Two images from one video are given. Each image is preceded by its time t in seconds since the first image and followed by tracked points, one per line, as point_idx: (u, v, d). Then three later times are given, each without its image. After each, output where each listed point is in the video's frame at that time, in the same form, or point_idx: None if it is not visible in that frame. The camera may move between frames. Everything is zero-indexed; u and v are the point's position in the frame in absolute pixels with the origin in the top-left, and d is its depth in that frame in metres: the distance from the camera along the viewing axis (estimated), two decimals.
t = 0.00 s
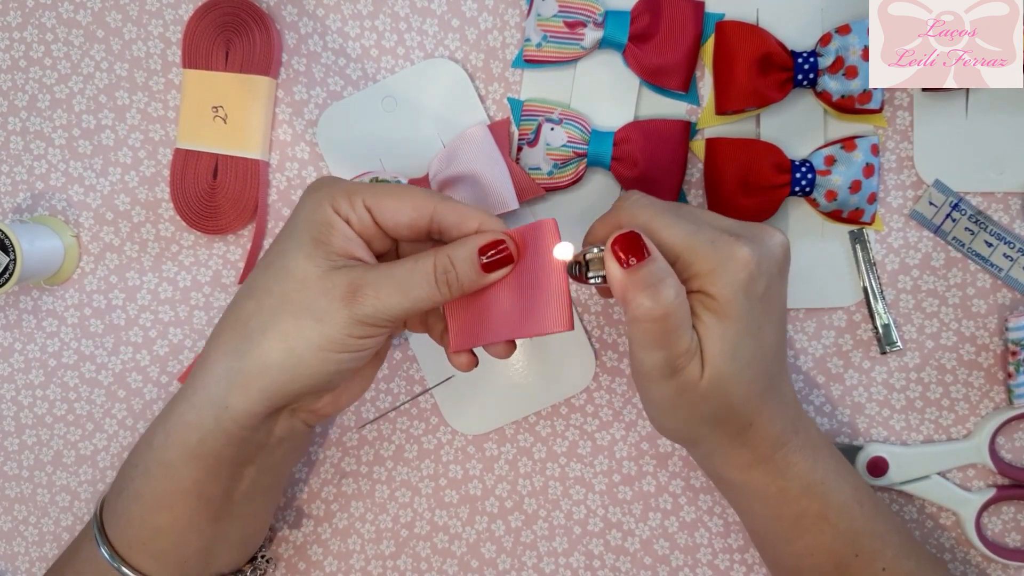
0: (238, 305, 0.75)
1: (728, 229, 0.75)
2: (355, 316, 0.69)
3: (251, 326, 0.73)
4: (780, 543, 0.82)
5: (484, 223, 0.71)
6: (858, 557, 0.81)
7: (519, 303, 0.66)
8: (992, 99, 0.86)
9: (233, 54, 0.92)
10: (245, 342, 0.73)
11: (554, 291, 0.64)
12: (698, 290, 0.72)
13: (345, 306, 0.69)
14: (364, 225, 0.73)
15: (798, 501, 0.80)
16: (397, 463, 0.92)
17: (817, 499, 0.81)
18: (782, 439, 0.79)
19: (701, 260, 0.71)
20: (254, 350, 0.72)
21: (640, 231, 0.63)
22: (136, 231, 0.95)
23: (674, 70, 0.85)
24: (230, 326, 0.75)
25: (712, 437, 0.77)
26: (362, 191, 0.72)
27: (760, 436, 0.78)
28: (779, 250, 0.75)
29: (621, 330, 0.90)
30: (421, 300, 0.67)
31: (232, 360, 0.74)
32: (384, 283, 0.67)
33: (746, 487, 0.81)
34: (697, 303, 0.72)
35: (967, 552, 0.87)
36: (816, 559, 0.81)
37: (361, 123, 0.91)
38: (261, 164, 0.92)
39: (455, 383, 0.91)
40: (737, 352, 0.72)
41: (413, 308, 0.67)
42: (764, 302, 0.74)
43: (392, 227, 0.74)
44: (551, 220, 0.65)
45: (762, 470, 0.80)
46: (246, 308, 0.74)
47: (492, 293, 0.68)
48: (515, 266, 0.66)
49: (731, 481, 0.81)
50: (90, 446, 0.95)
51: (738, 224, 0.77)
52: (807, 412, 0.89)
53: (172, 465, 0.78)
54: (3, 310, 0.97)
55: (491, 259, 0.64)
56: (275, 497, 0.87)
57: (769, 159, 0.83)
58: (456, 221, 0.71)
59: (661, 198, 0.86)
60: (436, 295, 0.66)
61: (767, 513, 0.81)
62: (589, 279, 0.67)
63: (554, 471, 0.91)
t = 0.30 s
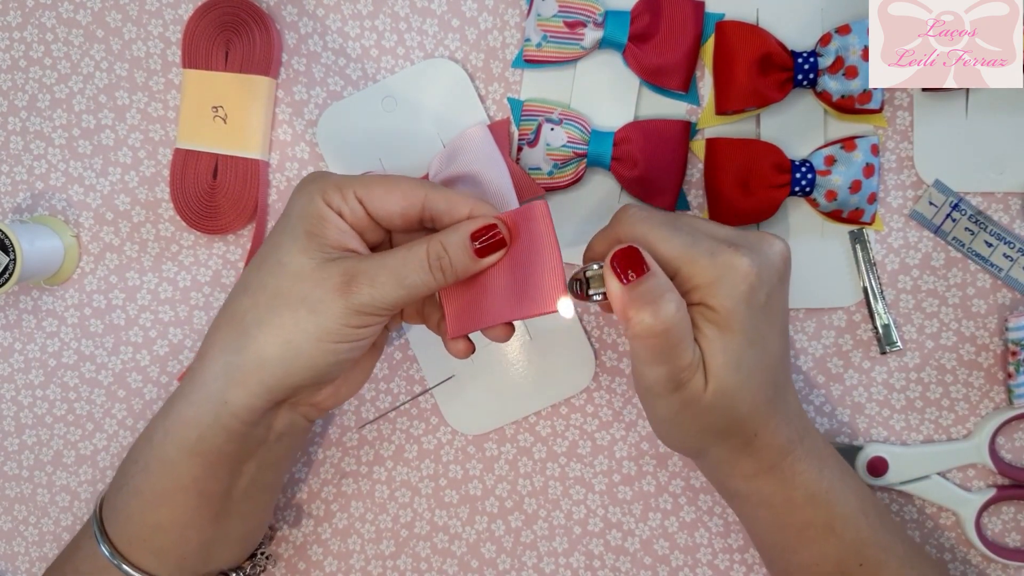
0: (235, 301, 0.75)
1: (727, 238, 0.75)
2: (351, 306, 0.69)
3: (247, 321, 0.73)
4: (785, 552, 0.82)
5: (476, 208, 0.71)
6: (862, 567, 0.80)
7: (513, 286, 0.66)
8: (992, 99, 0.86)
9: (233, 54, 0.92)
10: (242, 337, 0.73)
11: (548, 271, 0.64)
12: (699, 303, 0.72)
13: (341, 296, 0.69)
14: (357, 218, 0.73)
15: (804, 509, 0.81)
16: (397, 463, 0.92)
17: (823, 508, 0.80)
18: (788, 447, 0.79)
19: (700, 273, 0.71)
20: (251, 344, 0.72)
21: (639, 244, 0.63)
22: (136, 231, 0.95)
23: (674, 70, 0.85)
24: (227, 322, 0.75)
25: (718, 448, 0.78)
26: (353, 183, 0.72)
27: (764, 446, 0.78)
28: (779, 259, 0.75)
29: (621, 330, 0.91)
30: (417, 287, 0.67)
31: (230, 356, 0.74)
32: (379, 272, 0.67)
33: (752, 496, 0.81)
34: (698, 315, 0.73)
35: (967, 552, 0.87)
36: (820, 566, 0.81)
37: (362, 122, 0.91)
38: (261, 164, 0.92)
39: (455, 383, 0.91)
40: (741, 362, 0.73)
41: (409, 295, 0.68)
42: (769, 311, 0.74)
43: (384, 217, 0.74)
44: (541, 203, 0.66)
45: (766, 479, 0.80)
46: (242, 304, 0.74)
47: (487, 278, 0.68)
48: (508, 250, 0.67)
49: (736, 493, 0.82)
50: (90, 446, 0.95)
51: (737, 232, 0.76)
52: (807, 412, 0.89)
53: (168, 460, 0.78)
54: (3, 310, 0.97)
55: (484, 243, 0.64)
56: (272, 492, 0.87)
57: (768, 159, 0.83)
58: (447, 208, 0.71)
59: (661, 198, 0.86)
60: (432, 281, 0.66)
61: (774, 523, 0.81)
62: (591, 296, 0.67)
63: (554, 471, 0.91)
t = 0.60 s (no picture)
0: (245, 323, 0.75)
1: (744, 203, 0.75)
2: (369, 327, 0.70)
3: (262, 343, 0.73)
4: (780, 532, 0.81)
5: (486, 220, 0.70)
6: (854, 547, 0.80)
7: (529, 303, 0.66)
8: (992, 99, 0.86)
9: (233, 54, 0.92)
10: (259, 360, 0.73)
11: (563, 286, 0.65)
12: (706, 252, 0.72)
13: (357, 317, 0.69)
14: (364, 233, 0.73)
15: (798, 487, 0.80)
16: (397, 463, 0.92)
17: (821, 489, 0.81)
18: (783, 423, 0.80)
19: (718, 222, 0.71)
20: (269, 366, 0.73)
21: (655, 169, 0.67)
22: (136, 231, 0.95)
23: (674, 70, 0.85)
24: (239, 343, 0.75)
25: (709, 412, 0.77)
26: (359, 198, 0.72)
27: (757, 416, 0.78)
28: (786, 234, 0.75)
29: (621, 330, 0.90)
30: (433, 305, 0.67)
31: (243, 380, 0.74)
32: (392, 291, 0.68)
33: (745, 472, 0.80)
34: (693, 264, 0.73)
35: (967, 552, 0.87)
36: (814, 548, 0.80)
37: (361, 123, 0.91)
38: (261, 164, 0.92)
39: (455, 384, 0.91)
40: (738, 323, 0.73)
41: (425, 313, 0.68)
42: (771, 275, 0.75)
43: (392, 231, 0.74)
44: (555, 218, 0.64)
45: (759, 454, 0.80)
46: (255, 326, 0.74)
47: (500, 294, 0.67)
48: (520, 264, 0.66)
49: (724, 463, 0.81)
50: (90, 446, 0.95)
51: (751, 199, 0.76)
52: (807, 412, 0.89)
53: (179, 468, 0.77)
54: (3, 309, 0.97)
55: (498, 260, 0.63)
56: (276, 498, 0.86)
57: (768, 159, 0.83)
58: (457, 221, 0.71)
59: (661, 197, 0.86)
60: (444, 300, 0.66)
61: (767, 502, 0.81)
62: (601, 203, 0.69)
63: (554, 471, 0.91)
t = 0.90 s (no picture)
0: (276, 360, 0.73)
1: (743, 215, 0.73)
2: (409, 338, 0.70)
3: (303, 375, 0.72)
4: (783, 544, 0.76)
5: (486, 205, 0.71)
6: (863, 549, 0.77)
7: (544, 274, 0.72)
8: (991, 99, 0.86)
9: (233, 54, 0.92)
10: (302, 395, 0.72)
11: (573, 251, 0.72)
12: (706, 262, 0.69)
13: (395, 331, 0.70)
14: (373, 246, 0.72)
15: (805, 492, 0.77)
16: (397, 463, 0.92)
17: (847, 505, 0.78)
18: (785, 430, 0.77)
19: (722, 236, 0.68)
20: (317, 393, 0.72)
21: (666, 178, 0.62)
22: (136, 231, 0.95)
23: (674, 70, 0.85)
24: (278, 375, 0.73)
25: (706, 421, 0.72)
26: (357, 212, 0.70)
27: (760, 427, 0.74)
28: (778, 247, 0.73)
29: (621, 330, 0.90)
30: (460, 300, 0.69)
31: (288, 412, 0.73)
32: (419, 296, 0.68)
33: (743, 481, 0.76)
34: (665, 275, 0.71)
35: (967, 552, 0.87)
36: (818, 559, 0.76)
37: (361, 123, 0.91)
38: (261, 164, 0.92)
39: (455, 384, 0.91)
40: (738, 330, 0.70)
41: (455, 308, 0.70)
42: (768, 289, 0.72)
43: (397, 238, 0.72)
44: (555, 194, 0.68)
45: (763, 464, 0.75)
46: (291, 364, 0.72)
47: (515, 268, 0.72)
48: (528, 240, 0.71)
49: (719, 470, 0.76)
50: (90, 446, 0.95)
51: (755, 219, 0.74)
52: (807, 412, 0.89)
53: (209, 489, 0.77)
54: (3, 309, 0.97)
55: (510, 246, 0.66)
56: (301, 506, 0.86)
57: (768, 159, 0.83)
58: (460, 212, 0.71)
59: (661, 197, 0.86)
60: (469, 290, 0.69)
61: (772, 512, 0.76)
62: (627, 194, 0.58)
63: (554, 471, 0.91)
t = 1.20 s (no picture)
0: (277, 357, 0.73)
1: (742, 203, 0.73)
2: (407, 335, 0.70)
3: (303, 371, 0.72)
4: (784, 534, 0.76)
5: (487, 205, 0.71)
6: (863, 539, 0.77)
7: (545, 273, 0.72)
8: (991, 99, 0.86)
9: (233, 53, 0.92)
10: (304, 391, 0.72)
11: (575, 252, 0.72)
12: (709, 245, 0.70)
13: (394, 328, 0.69)
14: (374, 243, 0.72)
15: (803, 482, 0.76)
16: (397, 463, 0.92)
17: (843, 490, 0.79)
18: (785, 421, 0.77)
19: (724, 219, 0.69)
20: (318, 390, 0.71)
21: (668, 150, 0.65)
22: (136, 231, 0.95)
23: (674, 70, 0.85)
24: (279, 372, 0.72)
25: (714, 404, 0.71)
26: (359, 209, 0.71)
27: (764, 411, 0.74)
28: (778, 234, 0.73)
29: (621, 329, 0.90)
30: (460, 298, 0.69)
31: (288, 409, 0.73)
32: (419, 294, 0.68)
33: (748, 469, 0.75)
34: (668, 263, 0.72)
35: (967, 552, 0.87)
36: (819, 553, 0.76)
37: (361, 123, 0.91)
38: (261, 164, 0.92)
39: (455, 384, 0.91)
40: (745, 310, 0.70)
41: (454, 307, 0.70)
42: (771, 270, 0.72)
43: (399, 237, 0.73)
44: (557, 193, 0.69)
45: (768, 450, 0.75)
46: (293, 358, 0.72)
47: (516, 267, 0.72)
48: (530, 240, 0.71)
49: (724, 457, 0.75)
50: (90, 446, 0.95)
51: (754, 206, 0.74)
52: (807, 411, 0.89)
53: (211, 487, 0.77)
54: (3, 309, 0.97)
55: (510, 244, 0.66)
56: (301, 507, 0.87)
57: (769, 159, 0.83)
58: (461, 211, 0.71)
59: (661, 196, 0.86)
60: (468, 289, 0.68)
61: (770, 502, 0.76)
62: (636, 161, 0.60)
63: (554, 471, 0.91)
